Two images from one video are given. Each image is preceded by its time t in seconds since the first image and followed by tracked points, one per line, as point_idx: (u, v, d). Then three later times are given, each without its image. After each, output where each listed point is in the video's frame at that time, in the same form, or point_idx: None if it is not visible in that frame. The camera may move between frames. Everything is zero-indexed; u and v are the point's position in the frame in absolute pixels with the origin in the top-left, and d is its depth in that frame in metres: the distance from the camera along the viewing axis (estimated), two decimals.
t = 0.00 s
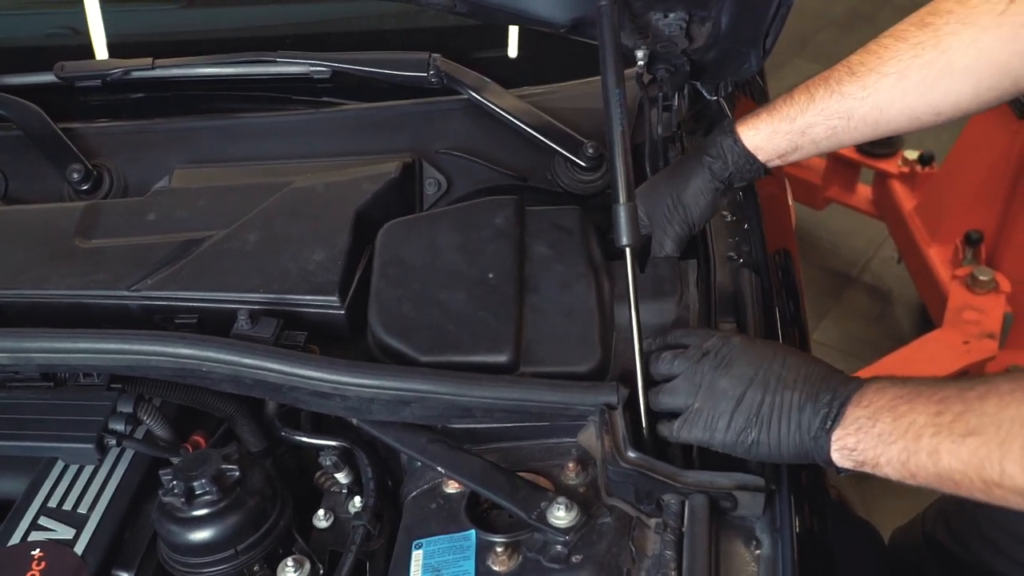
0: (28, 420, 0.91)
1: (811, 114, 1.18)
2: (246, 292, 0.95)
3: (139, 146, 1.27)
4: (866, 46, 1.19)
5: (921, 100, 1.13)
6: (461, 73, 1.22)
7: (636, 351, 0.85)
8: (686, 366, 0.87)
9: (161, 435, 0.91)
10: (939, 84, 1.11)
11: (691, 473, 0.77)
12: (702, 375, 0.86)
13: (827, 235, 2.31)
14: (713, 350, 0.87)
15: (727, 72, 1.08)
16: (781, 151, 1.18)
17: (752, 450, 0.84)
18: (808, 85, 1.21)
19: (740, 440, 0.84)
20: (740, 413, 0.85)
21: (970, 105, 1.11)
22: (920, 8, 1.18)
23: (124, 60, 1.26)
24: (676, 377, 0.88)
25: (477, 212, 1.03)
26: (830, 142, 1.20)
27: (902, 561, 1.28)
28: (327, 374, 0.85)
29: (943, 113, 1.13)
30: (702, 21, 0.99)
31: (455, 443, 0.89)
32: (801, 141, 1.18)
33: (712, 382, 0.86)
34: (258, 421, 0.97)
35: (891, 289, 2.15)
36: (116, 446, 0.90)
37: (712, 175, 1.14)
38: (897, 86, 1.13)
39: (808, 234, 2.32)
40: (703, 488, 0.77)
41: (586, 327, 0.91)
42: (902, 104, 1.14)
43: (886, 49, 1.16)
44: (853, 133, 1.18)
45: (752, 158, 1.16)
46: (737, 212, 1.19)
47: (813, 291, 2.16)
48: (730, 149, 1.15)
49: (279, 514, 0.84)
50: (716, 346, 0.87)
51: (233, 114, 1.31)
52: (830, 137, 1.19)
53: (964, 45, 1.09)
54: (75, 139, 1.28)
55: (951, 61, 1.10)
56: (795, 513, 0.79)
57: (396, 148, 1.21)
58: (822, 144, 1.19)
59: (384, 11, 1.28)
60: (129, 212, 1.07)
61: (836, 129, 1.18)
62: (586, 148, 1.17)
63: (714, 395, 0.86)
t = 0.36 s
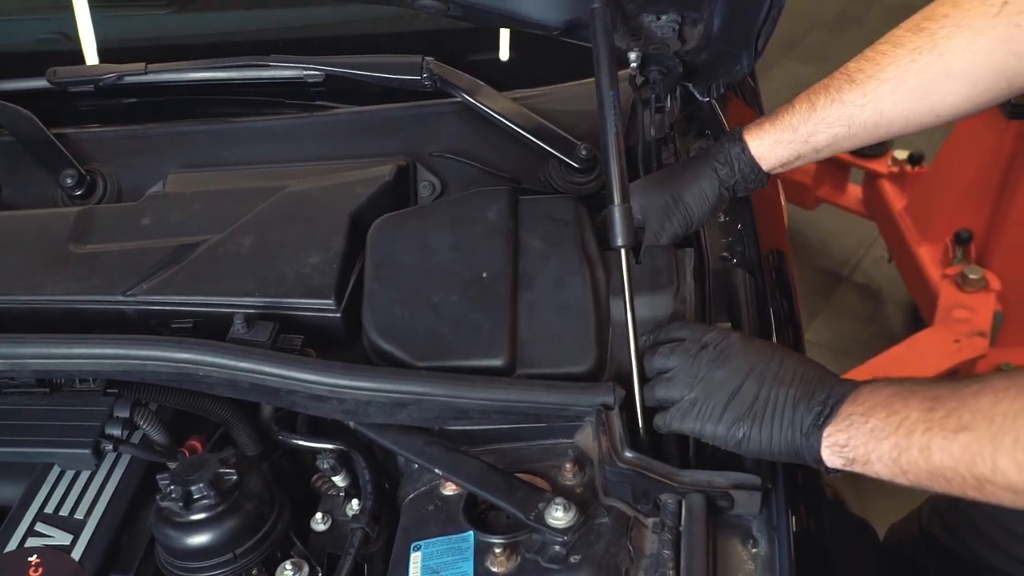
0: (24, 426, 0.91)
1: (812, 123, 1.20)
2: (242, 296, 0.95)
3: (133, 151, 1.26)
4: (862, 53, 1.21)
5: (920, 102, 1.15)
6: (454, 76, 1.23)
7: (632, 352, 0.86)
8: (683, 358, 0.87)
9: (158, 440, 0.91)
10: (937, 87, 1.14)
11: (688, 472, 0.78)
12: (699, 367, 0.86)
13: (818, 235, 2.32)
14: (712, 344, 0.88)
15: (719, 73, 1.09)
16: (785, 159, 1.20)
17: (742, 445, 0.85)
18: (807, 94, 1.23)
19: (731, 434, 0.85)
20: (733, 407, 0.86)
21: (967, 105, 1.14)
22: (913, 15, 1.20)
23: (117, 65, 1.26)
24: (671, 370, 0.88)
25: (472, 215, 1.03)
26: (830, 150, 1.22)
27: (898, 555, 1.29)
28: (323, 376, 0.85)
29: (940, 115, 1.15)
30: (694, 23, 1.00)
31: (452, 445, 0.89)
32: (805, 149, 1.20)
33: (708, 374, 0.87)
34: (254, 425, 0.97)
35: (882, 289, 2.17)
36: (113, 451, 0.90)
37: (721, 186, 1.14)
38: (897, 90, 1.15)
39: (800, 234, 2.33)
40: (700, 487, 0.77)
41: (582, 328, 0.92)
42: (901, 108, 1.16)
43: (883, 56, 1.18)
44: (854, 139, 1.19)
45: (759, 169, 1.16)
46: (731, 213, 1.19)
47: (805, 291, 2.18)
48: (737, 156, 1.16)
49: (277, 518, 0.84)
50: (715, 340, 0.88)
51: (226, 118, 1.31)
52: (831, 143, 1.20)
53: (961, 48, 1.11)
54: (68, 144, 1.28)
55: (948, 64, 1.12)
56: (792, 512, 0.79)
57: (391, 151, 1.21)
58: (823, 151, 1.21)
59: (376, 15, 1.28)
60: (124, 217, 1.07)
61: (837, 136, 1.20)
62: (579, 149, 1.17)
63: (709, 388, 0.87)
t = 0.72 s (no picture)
0: (19, 430, 0.90)
1: (827, 124, 1.18)
2: (236, 298, 0.95)
3: (125, 154, 1.26)
4: (884, 59, 1.18)
5: (936, 112, 1.12)
6: (446, 76, 1.23)
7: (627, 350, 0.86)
8: (670, 347, 0.90)
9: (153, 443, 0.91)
10: (953, 96, 1.11)
11: (683, 469, 0.79)
12: (683, 354, 0.88)
13: (811, 232, 2.33)
14: (698, 333, 0.90)
15: (711, 72, 1.09)
16: (798, 160, 1.19)
17: (721, 428, 0.86)
18: (825, 97, 1.21)
19: (710, 416, 0.86)
20: (712, 390, 0.87)
21: (985, 115, 1.11)
22: (933, 24, 1.17)
23: (109, 68, 1.26)
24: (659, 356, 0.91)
25: (466, 214, 1.03)
26: (846, 155, 1.19)
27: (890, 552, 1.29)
28: (319, 378, 0.85)
29: (957, 124, 1.13)
30: (686, 22, 1.00)
31: (449, 445, 0.89)
32: (818, 153, 1.19)
33: (690, 359, 0.88)
34: (249, 427, 0.97)
35: (874, 286, 2.18)
36: (108, 454, 0.89)
37: (731, 185, 1.14)
38: (914, 97, 1.13)
39: (792, 232, 2.34)
40: (694, 484, 0.78)
41: (577, 328, 0.92)
42: (917, 116, 1.13)
43: (901, 63, 1.15)
44: (869, 145, 1.17)
45: (773, 168, 1.17)
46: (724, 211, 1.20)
47: (798, 288, 2.18)
48: (753, 155, 1.16)
49: (274, 520, 0.84)
50: (702, 330, 0.90)
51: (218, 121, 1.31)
52: (846, 149, 1.18)
53: (980, 58, 1.09)
54: (60, 148, 1.27)
55: (965, 73, 1.10)
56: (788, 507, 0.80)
57: (383, 152, 1.21)
58: (838, 155, 1.19)
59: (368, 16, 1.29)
60: (117, 220, 1.07)
61: (853, 141, 1.17)
62: (571, 149, 1.17)
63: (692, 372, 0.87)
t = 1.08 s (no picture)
0: (14, 434, 0.90)
1: (817, 111, 1.16)
2: (231, 299, 0.94)
3: (119, 156, 1.26)
4: (874, 45, 1.14)
5: (926, 97, 1.08)
6: (440, 77, 1.23)
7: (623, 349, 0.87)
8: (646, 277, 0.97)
9: (149, 445, 0.90)
10: (947, 82, 1.06)
11: (681, 466, 0.78)
12: (657, 282, 0.95)
13: (803, 231, 2.34)
14: (673, 267, 0.96)
15: (704, 70, 1.09)
16: (788, 148, 1.18)
17: (687, 350, 0.91)
18: (817, 83, 1.18)
19: (677, 340, 0.91)
20: (681, 315, 0.91)
21: (976, 101, 1.06)
22: (927, 7, 1.12)
23: (101, 70, 1.26)
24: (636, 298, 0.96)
25: (460, 214, 1.03)
26: (838, 142, 1.17)
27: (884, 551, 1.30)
28: (316, 378, 0.85)
29: (948, 111, 1.08)
30: (679, 20, 1.00)
31: (445, 445, 0.89)
32: (807, 140, 1.17)
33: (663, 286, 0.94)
34: (245, 429, 0.97)
35: (868, 283, 2.18)
36: (104, 457, 0.89)
37: (719, 171, 1.14)
38: (909, 80, 1.08)
39: (785, 232, 2.34)
40: (693, 481, 0.78)
41: (574, 327, 0.92)
42: (909, 101, 1.09)
43: (891, 49, 1.12)
44: (860, 133, 1.14)
45: (762, 159, 1.16)
46: (719, 208, 1.20)
47: (792, 287, 2.19)
48: (741, 143, 1.15)
49: (272, 521, 0.84)
50: (678, 265, 0.96)
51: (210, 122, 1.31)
52: (836, 136, 1.16)
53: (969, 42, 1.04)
54: (53, 150, 1.27)
55: (955, 57, 1.05)
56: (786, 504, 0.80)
57: (376, 153, 1.21)
58: (828, 142, 1.17)
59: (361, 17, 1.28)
60: (111, 222, 1.06)
61: (843, 127, 1.15)
62: (565, 148, 1.17)
63: (662, 302, 0.93)
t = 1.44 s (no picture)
0: (14, 436, 0.90)
1: (823, 121, 1.16)
2: (232, 301, 0.94)
3: (117, 158, 1.25)
4: (878, 55, 1.14)
5: (932, 105, 1.08)
6: (438, 77, 1.23)
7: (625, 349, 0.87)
8: (653, 281, 0.99)
9: (150, 447, 0.90)
10: (953, 89, 1.06)
11: (683, 465, 0.78)
12: (665, 285, 0.97)
13: (799, 231, 2.34)
14: (680, 269, 0.99)
15: (703, 70, 1.09)
16: (795, 160, 1.19)
17: (695, 349, 0.91)
18: (821, 95, 1.19)
19: (685, 339, 0.92)
20: (687, 314, 0.93)
21: (981, 106, 1.06)
22: (930, 15, 1.13)
23: (98, 72, 1.25)
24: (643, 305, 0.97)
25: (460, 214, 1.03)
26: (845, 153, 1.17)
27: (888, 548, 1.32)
28: (318, 379, 0.85)
29: (953, 117, 1.08)
30: (678, 20, 1.00)
31: (448, 445, 0.89)
32: (813, 151, 1.18)
33: (672, 287, 0.96)
34: (246, 431, 0.96)
35: (864, 282, 2.19)
36: (105, 459, 0.89)
37: (726, 185, 1.14)
38: (914, 87, 1.08)
39: (780, 232, 2.34)
40: (695, 480, 0.78)
41: (576, 326, 0.92)
42: (914, 109, 1.09)
43: (895, 58, 1.12)
44: (866, 142, 1.14)
45: (767, 174, 1.17)
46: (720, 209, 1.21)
47: (790, 286, 2.19)
48: (748, 156, 1.16)
49: (274, 523, 0.84)
50: (684, 267, 0.99)
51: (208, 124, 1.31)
52: (842, 146, 1.16)
53: (974, 50, 1.04)
54: (51, 153, 1.27)
55: (959, 65, 1.05)
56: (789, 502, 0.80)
57: (375, 154, 1.21)
58: (835, 153, 1.18)
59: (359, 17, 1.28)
60: (109, 224, 1.06)
61: (848, 137, 1.15)
62: (564, 148, 1.17)
63: (669, 304, 0.94)
